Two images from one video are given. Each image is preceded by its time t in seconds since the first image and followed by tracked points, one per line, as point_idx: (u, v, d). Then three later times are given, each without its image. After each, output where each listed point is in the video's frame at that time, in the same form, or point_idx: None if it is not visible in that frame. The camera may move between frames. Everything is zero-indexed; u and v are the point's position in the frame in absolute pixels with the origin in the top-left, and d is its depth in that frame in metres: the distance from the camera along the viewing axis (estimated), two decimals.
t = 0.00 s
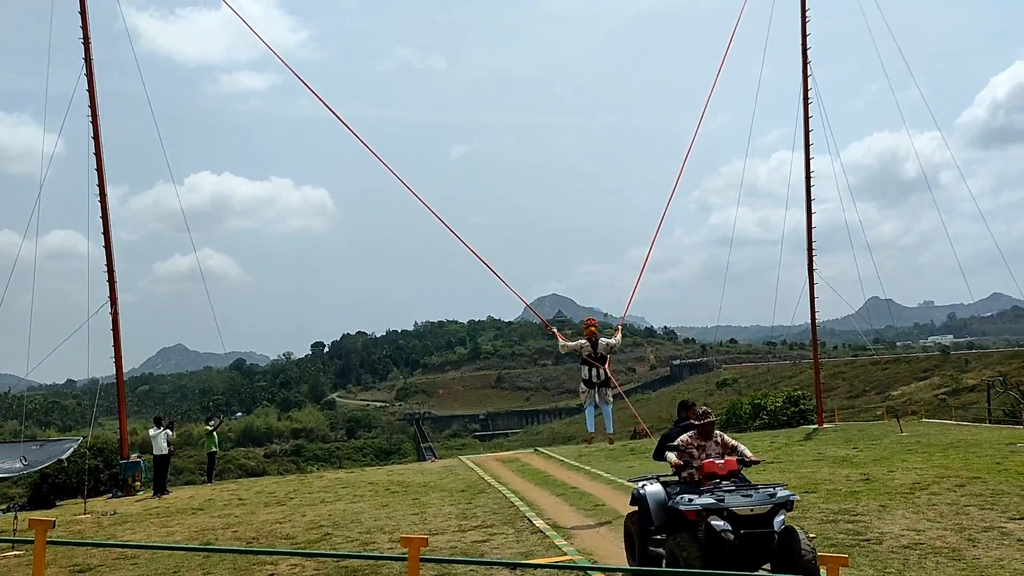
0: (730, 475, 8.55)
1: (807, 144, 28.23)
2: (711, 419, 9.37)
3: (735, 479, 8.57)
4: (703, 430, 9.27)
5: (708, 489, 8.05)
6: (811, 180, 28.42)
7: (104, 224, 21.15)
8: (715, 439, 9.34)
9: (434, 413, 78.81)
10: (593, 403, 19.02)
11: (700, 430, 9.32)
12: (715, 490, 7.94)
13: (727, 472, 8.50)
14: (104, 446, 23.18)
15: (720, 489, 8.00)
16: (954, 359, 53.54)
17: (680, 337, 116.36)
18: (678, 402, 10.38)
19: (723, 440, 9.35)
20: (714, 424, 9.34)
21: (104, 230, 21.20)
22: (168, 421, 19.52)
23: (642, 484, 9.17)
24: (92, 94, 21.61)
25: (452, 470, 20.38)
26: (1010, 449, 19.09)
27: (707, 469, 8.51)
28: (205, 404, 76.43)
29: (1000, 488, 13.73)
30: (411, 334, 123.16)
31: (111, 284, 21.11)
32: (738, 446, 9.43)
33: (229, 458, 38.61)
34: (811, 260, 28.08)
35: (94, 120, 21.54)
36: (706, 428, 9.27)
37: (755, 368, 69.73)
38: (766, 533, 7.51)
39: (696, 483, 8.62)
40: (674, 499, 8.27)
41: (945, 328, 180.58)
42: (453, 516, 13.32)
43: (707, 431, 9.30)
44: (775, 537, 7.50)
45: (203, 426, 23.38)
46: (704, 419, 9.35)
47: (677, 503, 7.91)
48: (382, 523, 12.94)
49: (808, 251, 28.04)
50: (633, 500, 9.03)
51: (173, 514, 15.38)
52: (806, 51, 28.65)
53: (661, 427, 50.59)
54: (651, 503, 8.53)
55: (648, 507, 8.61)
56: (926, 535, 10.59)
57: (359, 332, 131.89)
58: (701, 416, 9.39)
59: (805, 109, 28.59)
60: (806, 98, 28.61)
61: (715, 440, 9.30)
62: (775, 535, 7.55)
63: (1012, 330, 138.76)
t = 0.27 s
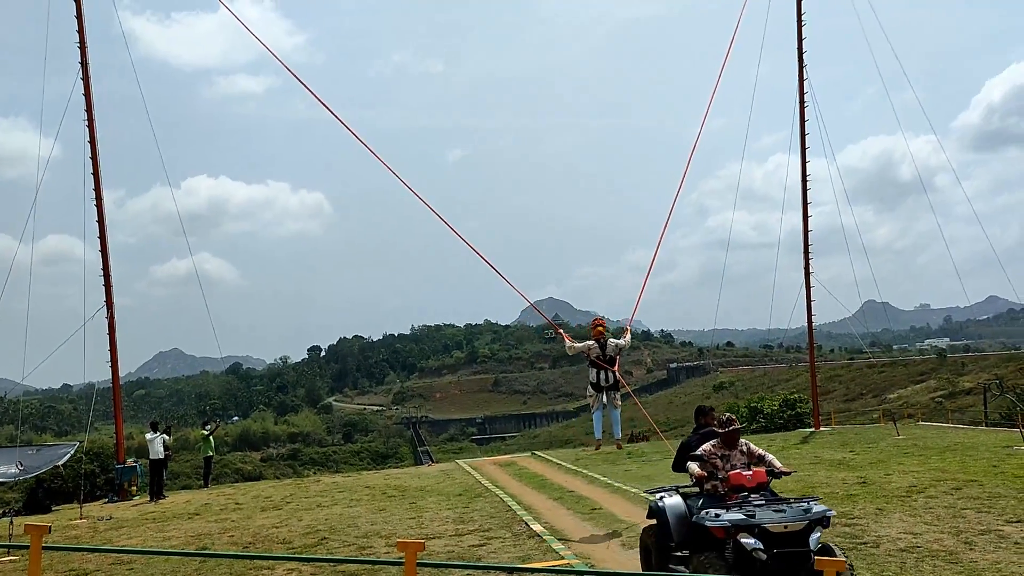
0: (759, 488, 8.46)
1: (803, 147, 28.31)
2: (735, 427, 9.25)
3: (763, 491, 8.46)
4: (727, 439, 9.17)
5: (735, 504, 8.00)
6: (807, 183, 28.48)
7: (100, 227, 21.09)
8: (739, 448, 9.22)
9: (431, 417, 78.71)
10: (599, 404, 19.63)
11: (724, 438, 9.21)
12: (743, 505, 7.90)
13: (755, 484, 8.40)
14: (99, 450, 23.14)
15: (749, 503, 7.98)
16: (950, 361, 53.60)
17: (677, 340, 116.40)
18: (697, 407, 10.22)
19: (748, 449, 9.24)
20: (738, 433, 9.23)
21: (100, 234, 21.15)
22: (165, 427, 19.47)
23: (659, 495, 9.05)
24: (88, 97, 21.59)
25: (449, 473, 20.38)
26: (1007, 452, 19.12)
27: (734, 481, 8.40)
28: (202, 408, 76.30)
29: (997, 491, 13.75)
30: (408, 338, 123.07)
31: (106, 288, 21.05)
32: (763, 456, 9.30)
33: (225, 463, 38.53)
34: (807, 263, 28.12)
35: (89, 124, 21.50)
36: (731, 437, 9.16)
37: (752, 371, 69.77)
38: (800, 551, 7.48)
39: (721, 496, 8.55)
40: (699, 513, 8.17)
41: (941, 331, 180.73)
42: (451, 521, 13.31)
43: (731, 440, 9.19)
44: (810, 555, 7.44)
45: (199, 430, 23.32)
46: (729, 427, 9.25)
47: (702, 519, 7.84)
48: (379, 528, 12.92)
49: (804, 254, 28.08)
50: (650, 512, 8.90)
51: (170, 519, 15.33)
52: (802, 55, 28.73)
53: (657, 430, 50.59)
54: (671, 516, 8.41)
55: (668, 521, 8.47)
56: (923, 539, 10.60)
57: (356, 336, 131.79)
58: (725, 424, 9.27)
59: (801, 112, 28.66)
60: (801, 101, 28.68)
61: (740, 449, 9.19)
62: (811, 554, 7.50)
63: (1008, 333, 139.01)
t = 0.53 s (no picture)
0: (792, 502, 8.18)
1: (801, 147, 28.32)
2: (765, 433, 8.89)
3: (792, 504, 8.22)
4: (753, 445, 8.84)
5: (764, 519, 7.80)
6: (805, 183, 28.49)
7: (97, 226, 21.03)
8: (768, 456, 8.88)
9: (429, 417, 78.68)
10: (611, 398, 19.40)
11: (750, 446, 8.87)
12: (773, 520, 7.70)
13: (784, 496, 8.18)
14: (97, 450, 23.10)
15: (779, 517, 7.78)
16: (948, 362, 53.64)
17: (675, 340, 116.44)
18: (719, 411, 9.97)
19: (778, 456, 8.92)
20: (767, 439, 8.88)
21: (98, 232, 21.10)
22: (163, 426, 19.40)
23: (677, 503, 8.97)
24: (85, 95, 21.54)
25: (446, 473, 20.39)
26: (1004, 452, 19.13)
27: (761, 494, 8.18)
28: (200, 408, 76.23)
29: (995, 492, 13.75)
30: (406, 337, 123.04)
31: (103, 286, 21.00)
32: (795, 464, 8.97)
33: (223, 462, 38.49)
34: (804, 263, 28.12)
35: (87, 122, 21.42)
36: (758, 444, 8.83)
37: (750, 371, 69.78)
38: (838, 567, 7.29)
39: (747, 508, 8.34)
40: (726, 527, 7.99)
41: (939, 332, 180.83)
42: (448, 520, 13.31)
43: (759, 447, 8.85)
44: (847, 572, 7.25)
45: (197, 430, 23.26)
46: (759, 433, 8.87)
47: (728, 537, 7.62)
48: (377, 527, 12.92)
49: (802, 254, 28.08)
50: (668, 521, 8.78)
51: (167, 518, 15.30)
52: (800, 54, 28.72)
53: (655, 430, 50.60)
54: (691, 528, 8.31)
55: (689, 535, 8.34)
56: (920, 539, 10.60)
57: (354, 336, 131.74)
58: (753, 430, 8.90)
59: (799, 112, 28.67)
60: (799, 101, 28.68)
61: (769, 457, 8.84)
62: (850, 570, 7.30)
63: (1006, 332, 139.20)
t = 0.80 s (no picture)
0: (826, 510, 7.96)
1: (801, 145, 28.32)
2: (797, 436, 8.63)
3: (829, 511, 8.11)
4: (785, 447, 8.60)
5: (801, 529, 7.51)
6: (805, 181, 28.49)
7: (97, 222, 21.03)
8: (800, 459, 8.64)
9: (428, 413, 78.70)
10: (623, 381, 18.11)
11: (782, 448, 8.62)
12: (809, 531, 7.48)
13: (820, 503, 8.08)
14: (96, 446, 23.12)
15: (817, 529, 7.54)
16: (947, 360, 53.68)
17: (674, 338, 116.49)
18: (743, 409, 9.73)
19: (810, 458, 8.70)
20: (800, 442, 8.60)
21: (98, 229, 21.11)
22: (163, 422, 19.41)
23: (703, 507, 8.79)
24: (85, 90, 21.52)
25: (446, 470, 20.44)
26: (1003, 450, 19.16)
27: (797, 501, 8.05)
28: (199, 404, 76.21)
29: (993, 489, 13.78)
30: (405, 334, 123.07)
31: (103, 283, 21.02)
32: (829, 466, 8.71)
33: (223, 459, 38.49)
34: (804, 260, 28.14)
35: (87, 118, 21.41)
36: (791, 446, 8.58)
37: (749, 369, 69.82)
38: None
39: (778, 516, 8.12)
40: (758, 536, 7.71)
41: (938, 330, 180.98)
42: (447, 517, 13.33)
43: (792, 450, 8.61)
44: None
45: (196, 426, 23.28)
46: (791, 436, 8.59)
47: (762, 545, 7.31)
48: (377, 524, 12.94)
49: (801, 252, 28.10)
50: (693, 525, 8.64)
51: (167, 514, 15.32)
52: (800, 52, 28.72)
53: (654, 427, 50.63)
54: (716, 536, 8.08)
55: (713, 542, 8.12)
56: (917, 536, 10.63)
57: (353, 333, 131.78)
58: (785, 432, 8.64)
59: (798, 110, 28.66)
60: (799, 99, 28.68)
61: (801, 460, 8.61)
62: None
63: (1005, 330, 139.39)
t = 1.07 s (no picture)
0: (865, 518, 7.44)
1: (804, 142, 28.26)
2: (836, 438, 8.03)
3: (868, 515, 7.51)
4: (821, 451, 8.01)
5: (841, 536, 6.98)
6: (809, 178, 28.45)
7: (100, 218, 21.04)
8: (840, 464, 8.03)
9: (431, 410, 78.75)
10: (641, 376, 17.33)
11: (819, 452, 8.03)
12: (847, 535, 6.94)
13: (860, 506, 7.49)
14: (100, 442, 23.15)
15: (856, 534, 6.97)
16: (950, 357, 53.64)
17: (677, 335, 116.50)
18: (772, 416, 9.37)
19: (851, 461, 8.09)
20: (840, 444, 7.99)
21: (100, 225, 21.10)
22: (166, 418, 19.42)
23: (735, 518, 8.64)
24: (87, 86, 21.50)
25: (448, 467, 20.47)
26: (1006, 447, 19.14)
27: (835, 504, 7.51)
28: (202, 401, 76.32)
29: (997, 486, 13.76)
30: (408, 331, 123.15)
31: (106, 279, 21.03)
32: (872, 469, 8.09)
33: (226, 455, 38.56)
34: (808, 258, 28.08)
35: (89, 114, 21.40)
36: (829, 450, 7.97)
37: (752, 365, 69.84)
38: None
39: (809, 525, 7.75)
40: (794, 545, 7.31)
41: (942, 327, 180.66)
42: (450, 513, 13.35)
43: (830, 453, 8.00)
44: None
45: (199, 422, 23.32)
46: (829, 436, 7.98)
47: (799, 553, 6.88)
48: (380, 520, 12.95)
49: (804, 248, 28.07)
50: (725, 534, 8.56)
51: (170, 510, 15.35)
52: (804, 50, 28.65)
53: (657, 424, 50.66)
54: (744, 547, 7.92)
55: (741, 552, 7.95)
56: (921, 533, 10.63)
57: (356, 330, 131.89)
58: (823, 434, 8.04)
59: (802, 107, 28.59)
60: (803, 95, 28.61)
61: (841, 465, 8.00)
62: None
63: (1009, 327, 139.33)
